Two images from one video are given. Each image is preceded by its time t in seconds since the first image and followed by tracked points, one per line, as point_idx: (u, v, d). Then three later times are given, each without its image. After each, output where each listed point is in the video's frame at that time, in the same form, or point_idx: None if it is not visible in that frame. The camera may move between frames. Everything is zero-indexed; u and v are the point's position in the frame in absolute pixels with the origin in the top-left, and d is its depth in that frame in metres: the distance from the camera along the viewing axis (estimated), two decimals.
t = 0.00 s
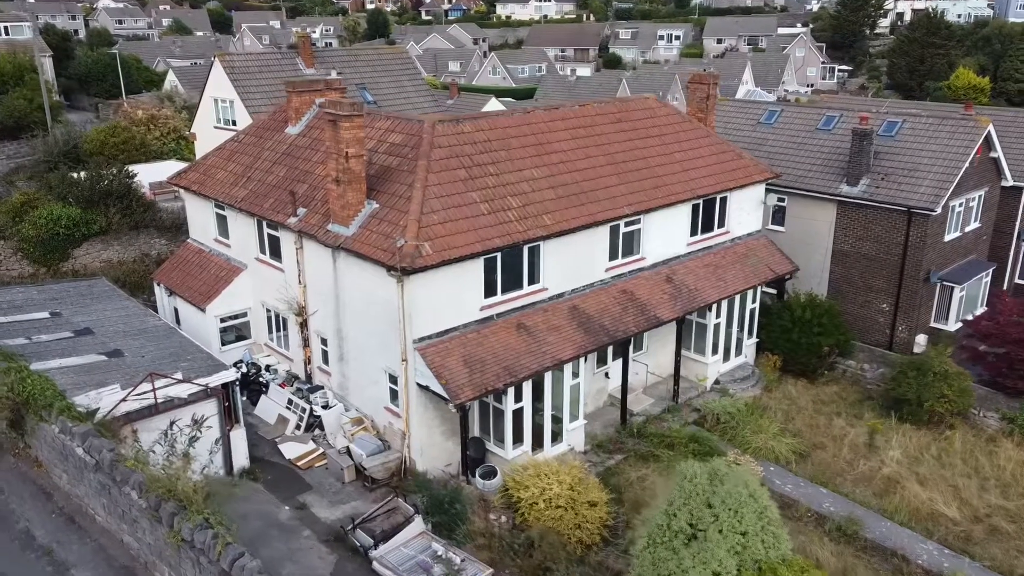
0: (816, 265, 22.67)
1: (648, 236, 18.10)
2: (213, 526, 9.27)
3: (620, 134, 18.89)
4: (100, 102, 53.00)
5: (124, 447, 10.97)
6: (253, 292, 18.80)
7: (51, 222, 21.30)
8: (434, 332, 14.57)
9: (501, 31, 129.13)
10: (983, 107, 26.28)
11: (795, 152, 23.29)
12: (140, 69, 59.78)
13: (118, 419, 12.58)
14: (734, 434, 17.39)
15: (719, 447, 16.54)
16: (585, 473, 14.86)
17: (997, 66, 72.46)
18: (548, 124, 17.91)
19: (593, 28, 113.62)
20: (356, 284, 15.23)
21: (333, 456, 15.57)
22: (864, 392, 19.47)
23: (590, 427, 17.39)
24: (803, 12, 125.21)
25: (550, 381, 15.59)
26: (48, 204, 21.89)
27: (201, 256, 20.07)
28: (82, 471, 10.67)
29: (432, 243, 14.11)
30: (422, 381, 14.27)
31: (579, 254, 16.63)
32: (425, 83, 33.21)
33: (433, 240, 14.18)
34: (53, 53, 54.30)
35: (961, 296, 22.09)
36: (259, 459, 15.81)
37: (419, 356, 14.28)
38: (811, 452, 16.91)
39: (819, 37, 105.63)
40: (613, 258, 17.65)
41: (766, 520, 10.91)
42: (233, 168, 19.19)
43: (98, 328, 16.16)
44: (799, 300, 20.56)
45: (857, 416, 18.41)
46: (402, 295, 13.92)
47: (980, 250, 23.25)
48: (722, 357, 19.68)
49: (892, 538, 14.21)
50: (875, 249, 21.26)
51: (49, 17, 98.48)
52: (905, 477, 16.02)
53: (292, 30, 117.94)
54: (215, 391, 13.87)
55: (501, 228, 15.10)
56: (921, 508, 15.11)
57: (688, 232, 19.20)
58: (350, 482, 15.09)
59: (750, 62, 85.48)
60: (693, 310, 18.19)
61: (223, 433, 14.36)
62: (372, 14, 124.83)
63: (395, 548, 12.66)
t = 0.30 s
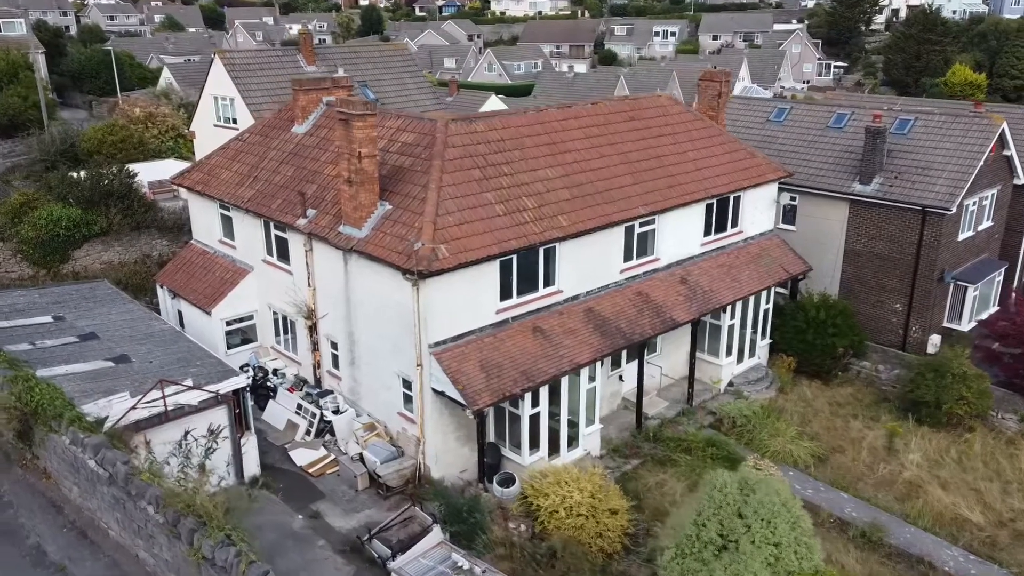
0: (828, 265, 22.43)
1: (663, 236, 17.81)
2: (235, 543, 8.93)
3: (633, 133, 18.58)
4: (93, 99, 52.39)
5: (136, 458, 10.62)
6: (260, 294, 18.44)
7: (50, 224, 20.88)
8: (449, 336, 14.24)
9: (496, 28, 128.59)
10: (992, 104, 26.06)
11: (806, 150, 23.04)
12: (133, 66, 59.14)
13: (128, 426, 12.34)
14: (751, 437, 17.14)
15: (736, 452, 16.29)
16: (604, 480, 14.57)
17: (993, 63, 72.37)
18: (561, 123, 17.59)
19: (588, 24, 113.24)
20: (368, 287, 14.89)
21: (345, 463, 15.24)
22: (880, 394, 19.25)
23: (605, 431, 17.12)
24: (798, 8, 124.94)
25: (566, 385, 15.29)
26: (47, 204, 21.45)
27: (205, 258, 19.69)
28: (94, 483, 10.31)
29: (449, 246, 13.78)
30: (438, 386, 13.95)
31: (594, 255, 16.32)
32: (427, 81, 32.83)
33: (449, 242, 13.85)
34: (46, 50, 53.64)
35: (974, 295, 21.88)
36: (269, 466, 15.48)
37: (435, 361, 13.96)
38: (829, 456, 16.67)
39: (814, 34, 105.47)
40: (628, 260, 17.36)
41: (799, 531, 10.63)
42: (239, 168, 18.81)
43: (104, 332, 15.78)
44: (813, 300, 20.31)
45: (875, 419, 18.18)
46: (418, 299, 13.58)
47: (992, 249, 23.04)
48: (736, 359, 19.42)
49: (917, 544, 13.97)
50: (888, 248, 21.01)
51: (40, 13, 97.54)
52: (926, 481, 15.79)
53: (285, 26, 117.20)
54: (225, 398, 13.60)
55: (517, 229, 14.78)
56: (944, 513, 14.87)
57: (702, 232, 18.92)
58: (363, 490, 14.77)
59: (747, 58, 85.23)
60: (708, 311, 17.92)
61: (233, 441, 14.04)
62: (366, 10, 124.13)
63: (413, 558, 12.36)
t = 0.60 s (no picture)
0: (839, 264, 22.20)
1: (676, 237, 17.54)
2: (256, 560, 8.62)
3: (645, 131, 18.29)
4: (87, 96, 51.82)
5: (148, 470, 10.27)
6: (266, 296, 18.11)
7: (49, 225, 20.50)
8: (464, 340, 13.95)
9: (491, 25, 128.06)
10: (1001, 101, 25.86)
11: (816, 148, 22.81)
12: (126, 63, 58.53)
13: (135, 434, 12.12)
14: (767, 440, 16.89)
15: (753, 456, 16.04)
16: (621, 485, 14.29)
17: (989, 59, 72.22)
18: (573, 121, 17.30)
19: (583, 21, 112.89)
20: (380, 290, 14.57)
21: (357, 469, 14.93)
22: (894, 395, 19.04)
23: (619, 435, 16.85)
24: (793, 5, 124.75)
25: (582, 389, 15.01)
26: (46, 205, 21.08)
27: (208, 259, 19.33)
28: (104, 496, 9.93)
29: (464, 247, 13.47)
30: (452, 391, 13.65)
31: (608, 256, 16.05)
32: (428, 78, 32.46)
33: (464, 243, 13.54)
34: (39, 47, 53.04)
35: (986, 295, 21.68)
36: (279, 473, 15.16)
37: (450, 365, 13.66)
38: (847, 459, 16.43)
39: (810, 30, 105.30)
40: (641, 260, 17.09)
41: (830, 541, 10.38)
42: (244, 167, 18.46)
43: (108, 337, 15.41)
44: (826, 300, 20.07)
45: (890, 421, 17.96)
46: (432, 302, 13.28)
47: (1003, 248, 22.84)
48: (749, 360, 19.18)
49: (941, 550, 13.73)
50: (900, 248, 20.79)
51: (31, 10, 96.69)
52: (946, 484, 15.57)
53: (279, 23, 116.49)
54: (235, 404, 13.34)
55: (532, 230, 14.48)
56: (965, 517, 14.65)
57: (715, 232, 18.66)
58: (375, 497, 14.46)
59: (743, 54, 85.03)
60: (722, 312, 17.66)
61: (244, 448, 13.76)
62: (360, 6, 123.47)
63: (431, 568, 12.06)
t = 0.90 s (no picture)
0: (850, 264, 21.97)
1: (691, 237, 17.26)
2: None
3: (658, 129, 17.99)
4: (80, 94, 51.25)
5: (162, 484, 9.90)
6: (272, 299, 17.75)
7: (48, 227, 20.06)
8: (479, 345, 13.64)
9: (485, 21, 127.52)
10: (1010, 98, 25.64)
11: (826, 146, 22.57)
12: (119, 60, 57.93)
13: (145, 444, 11.72)
14: (784, 444, 16.64)
15: (771, 461, 15.78)
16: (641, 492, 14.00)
17: (984, 55, 72.02)
18: (586, 120, 16.98)
19: (578, 17, 112.58)
20: (392, 293, 14.23)
21: (369, 477, 14.61)
22: (909, 397, 18.80)
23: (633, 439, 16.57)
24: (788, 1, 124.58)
25: (599, 394, 14.72)
26: (45, 206, 20.63)
27: (212, 261, 18.96)
28: (117, 511, 9.57)
29: (480, 250, 13.14)
30: (468, 397, 13.34)
31: (624, 258, 15.76)
32: (430, 76, 32.07)
33: (480, 246, 13.22)
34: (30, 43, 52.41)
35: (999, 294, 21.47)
36: (289, 481, 14.83)
37: (466, 371, 13.35)
38: (865, 464, 16.19)
39: (805, 27, 105.13)
40: (656, 262, 16.78)
41: (864, 553, 10.13)
42: (249, 167, 18.08)
43: (113, 342, 15.05)
44: (839, 301, 19.82)
45: (906, 424, 17.73)
46: (448, 307, 12.96)
47: (1015, 247, 22.63)
48: (763, 362, 18.93)
49: (966, 557, 13.49)
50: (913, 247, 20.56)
51: (22, 6, 95.75)
52: (967, 489, 15.35)
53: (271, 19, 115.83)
54: (246, 412, 12.97)
55: (548, 232, 14.16)
56: (988, 523, 14.41)
57: (729, 233, 18.38)
58: (389, 505, 14.15)
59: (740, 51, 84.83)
60: (736, 314, 17.39)
61: (255, 457, 13.43)
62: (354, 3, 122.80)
63: None
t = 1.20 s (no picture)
0: (860, 263, 21.75)
1: (705, 238, 17.01)
2: None
3: (670, 128, 17.71)
4: (73, 92, 50.60)
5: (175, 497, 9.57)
6: (278, 302, 17.44)
7: (48, 228, 19.64)
8: (495, 349, 13.36)
9: (480, 18, 127.04)
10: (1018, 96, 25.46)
11: (836, 145, 22.35)
12: (112, 58, 57.25)
13: (154, 454, 11.45)
14: (800, 447, 16.42)
15: (788, 465, 15.55)
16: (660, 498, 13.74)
17: (980, 52, 71.81)
18: (598, 118, 16.69)
19: (574, 14, 112.25)
20: (405, 297, 13.94)
21: (382, 484, 14.31)
22: (923, 399, 18.60)
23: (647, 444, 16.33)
24: None
25: (615, 399, 14.45)
26: (44, 207, 20.25)
27: (215, 263, 18.63)
28: (130, 526, 9.22)
29: (496, 253, 12.84)
30: (484, 403, 13.05)
31: (639, 259, 15.49)
32: (431, 74, 31.70)
33: (496, 248, 12.92)
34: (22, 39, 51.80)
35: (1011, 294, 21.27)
36: (299, 488, 14.53)
37: (482, 377, 13.06)
38: (883, 468, 15.97)
39: (801, 23, 104.87)
40: (669, 263, 16.52)
41: (897, 565, 9.87)
42: (254, 167, 17.74)
43: (118, 347, 14.70)
44: (851, 301, 19.61)
45: (922, 426, 17.53)
46: (463, 311, 12.67)
47: None
48: (775, 363, 18.71)
49: (991, 563, 13.27)
50: (925, 247, 20.33)
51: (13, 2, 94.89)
52: (987, 493, 15.14)
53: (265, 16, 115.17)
54: (257, 419, 12.66)
55: (563, 234, 13.87)
56: (1011, 528, 14.19)
57: (741, 233, 18.14)
58: (402, 513, 13.86)
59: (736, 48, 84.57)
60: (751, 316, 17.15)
61: (265, 465, 13.12)
62: None
63: None
